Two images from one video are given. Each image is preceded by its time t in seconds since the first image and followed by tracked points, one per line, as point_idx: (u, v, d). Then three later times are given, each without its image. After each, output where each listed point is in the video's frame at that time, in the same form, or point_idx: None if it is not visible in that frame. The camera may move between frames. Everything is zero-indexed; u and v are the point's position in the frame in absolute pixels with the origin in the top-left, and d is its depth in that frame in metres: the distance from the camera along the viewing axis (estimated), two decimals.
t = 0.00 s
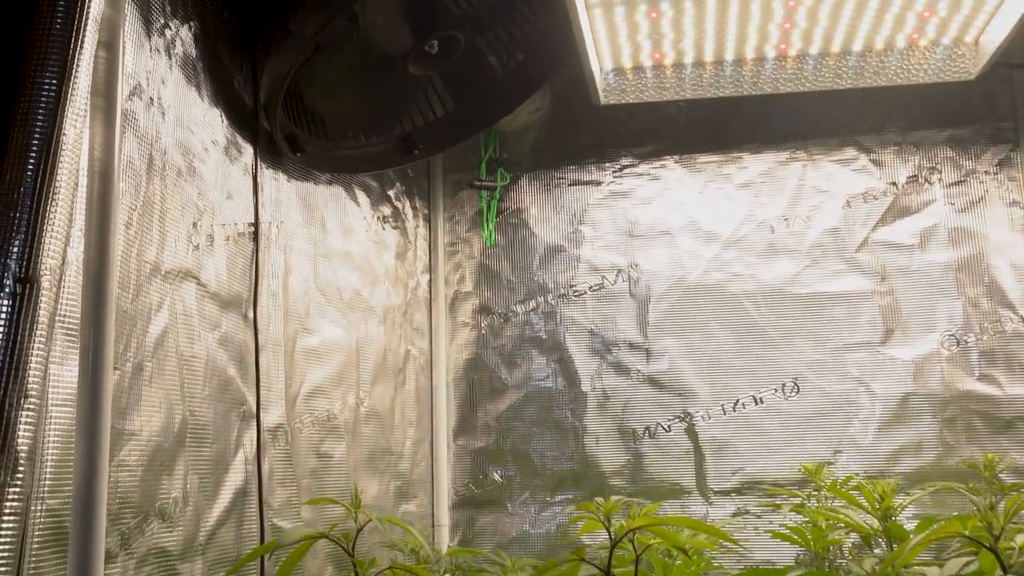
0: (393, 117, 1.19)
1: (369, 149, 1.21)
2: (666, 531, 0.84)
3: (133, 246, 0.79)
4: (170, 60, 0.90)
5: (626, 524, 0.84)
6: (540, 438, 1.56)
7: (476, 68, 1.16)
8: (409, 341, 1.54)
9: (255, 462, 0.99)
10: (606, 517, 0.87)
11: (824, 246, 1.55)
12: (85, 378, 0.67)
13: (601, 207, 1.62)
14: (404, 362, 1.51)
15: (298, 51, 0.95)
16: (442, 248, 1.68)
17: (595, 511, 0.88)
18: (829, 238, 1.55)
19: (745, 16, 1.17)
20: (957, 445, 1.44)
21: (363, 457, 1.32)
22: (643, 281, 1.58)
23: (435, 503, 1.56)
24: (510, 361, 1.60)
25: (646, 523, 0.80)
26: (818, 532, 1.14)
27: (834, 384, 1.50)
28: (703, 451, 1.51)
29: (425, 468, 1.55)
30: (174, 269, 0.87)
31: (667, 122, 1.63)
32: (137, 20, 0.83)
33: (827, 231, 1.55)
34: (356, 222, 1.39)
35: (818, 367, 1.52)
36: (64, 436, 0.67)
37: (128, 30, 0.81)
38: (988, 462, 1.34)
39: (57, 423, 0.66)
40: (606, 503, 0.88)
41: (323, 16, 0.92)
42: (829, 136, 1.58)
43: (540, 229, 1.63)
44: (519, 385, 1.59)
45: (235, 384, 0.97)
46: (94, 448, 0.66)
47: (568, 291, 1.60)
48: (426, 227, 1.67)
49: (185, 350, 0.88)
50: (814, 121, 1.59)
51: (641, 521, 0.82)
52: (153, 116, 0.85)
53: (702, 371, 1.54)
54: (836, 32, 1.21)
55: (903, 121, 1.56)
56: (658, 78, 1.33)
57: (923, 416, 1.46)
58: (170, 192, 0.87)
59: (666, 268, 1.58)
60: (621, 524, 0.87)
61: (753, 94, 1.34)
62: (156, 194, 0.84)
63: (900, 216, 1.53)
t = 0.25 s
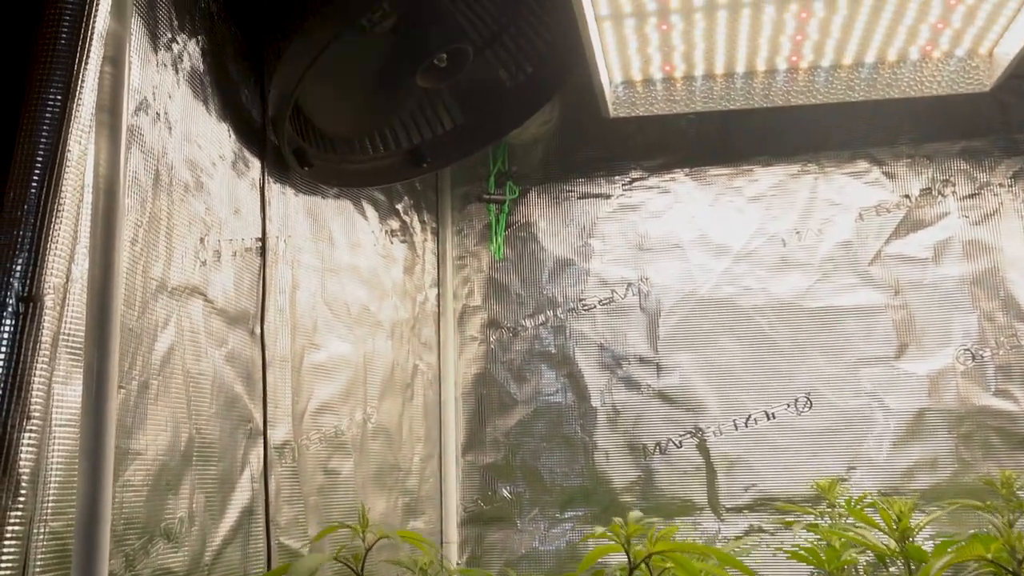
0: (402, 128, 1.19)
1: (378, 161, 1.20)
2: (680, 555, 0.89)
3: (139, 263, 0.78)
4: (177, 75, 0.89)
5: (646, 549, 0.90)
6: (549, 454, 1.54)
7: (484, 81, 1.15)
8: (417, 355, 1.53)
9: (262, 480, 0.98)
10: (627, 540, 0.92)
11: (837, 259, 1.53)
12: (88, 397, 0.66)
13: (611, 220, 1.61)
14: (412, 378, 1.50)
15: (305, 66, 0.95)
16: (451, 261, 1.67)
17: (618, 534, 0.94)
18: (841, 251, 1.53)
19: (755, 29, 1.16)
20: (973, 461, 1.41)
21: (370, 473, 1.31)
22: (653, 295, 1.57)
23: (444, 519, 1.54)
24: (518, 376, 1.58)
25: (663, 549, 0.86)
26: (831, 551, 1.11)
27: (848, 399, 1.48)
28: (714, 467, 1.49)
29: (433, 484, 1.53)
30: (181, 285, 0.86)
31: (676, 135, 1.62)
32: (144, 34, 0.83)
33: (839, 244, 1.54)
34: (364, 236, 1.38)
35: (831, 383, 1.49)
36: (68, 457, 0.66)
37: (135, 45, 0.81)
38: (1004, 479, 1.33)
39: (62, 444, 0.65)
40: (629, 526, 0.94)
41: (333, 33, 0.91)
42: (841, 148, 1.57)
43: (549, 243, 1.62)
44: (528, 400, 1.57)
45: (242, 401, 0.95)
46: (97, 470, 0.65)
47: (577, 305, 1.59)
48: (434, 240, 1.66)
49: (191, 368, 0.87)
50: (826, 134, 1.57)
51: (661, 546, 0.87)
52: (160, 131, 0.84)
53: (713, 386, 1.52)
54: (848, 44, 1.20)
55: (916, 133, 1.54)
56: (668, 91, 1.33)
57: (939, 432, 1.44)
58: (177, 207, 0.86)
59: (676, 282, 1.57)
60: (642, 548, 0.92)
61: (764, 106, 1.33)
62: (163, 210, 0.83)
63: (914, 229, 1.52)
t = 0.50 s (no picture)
0: (409, 141, 1.18)
1: (387, 174, 1.19)
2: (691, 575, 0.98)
3: (145, 279, 0.77)
4: (185, 89, 0.89)
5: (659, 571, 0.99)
6: (558, 470, 1.52)
7: (493, 91, 1.14)
8: (424, 370, 1.52)
9: (266, 498, 0.96)
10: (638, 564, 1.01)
11: (848, 273, 1.51)
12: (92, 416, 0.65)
13: (619, 234, 1.60)
14: (419, 393, 1.48)
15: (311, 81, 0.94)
16: (458, 275, 1.65)
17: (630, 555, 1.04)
18: (853, 265, 1.52)
19: (766, 43, 1.15)
20: (989, 479, 1.39)
21: (377, 490, 1.29)
22: (662, 309, 1.55)
23: (450, 536, 1.52)
24: (526, 391, 1.57)
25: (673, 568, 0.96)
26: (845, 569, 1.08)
27: (860, 415, 1.46)
28: (725, 484, 1.47)
29: (440, 500, 1.52)
30: (187, 301, 0.85)
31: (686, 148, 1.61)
32: (151, 48, 0.82)
33: (851, 258, 1.52)
34: (371, 250, 1.37)
35: (843, 399, 1.47)
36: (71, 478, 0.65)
37: (142, 59, 0.80)
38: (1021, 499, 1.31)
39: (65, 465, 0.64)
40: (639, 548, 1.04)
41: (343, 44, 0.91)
42: (853, 162, 1.55)
43: (557, 256, 1.61)
44: (536, 416, 1.55)
45: (247, 418, 0.94)
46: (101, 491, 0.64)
47: (586, 320, 1.58)
48: (442, 254, 1.65)
49: (197, 385, 0.86)
50: (837, 147, 1.56)
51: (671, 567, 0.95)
52: (167, 145, 0.84)
53: (724, 402, 1.50)
54: (861, 57, 1.18)
55: (928, 147, 1.53)
56: (678, 104, 1.32)
57: (953, 449, 1.41)
58: (184, 222, 0.86)
59: (686, 297, 1.55)
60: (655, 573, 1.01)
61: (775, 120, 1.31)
62: (169, 225, 0.82)
63: (926, 243, 1.50)
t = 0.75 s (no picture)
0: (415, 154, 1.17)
1: (393, 187, 1.18)
2: None
3: (148, 295, 0.76)
4: (189, 102, 0.88)
5: None
6: (565, 485, 1.50)
7: (499, 104, 1.13)
8: (430, 384, 1.50)
9: (271, 516, 0.95)
10: None
11: (859, 286, 1.50)
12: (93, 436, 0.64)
13: (627, 246, 1.58)
14: (425, 407, 1.47)
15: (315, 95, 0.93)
16: (465, 288, 1.64)
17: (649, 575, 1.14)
18: (864, 278, 1.50)
19: (775, 55, 1.14)
20: (1003, 495, 1.37)
21: (383, 506, 1.28)
22: (670, 323, 1.54)
23: (457, 552, 1.50)
24: (533, 406, 1.55)
25: None
26: None
27: (872, 430, 1.44)
28: (735, 500, 1.45)
29: (446, 515, 1.50)
30: (190, 317, 0.84)
31: (694, 160, 1.60)
32: (155, 61, 0.81)
33: (861, 271, 1.50)
34: (377, 263, 1.36)
35: (855, 413, 1.45)
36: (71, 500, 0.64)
37: (145, 73, 0.79)
38: None
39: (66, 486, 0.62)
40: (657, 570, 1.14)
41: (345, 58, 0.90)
42: (862, 174, 1.54)
43: (565, 269, 1.60)
44: (543, 430, 1.54)
45: (252, 435, 0.93)
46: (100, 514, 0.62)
47: (593, 333, 1.56)
48: (448, 267, 1.64)
49: (200, 402, 0.84)
50: (847, 160, 1.54)
51: None
52: (171, 160, 0.83)
53: (733, 416, 1.48)
54: (871, 69, 1.17)
55: (939, 159, 1.51)
56: (687, 116, 1.30)
57: (967, 465, 1.39)
58: (188, 236, 0.85)
59: (694, 310, 1.54)
60: None
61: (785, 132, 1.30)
62: (173, 239, 0.81)
63: (938, 256, 1.48)
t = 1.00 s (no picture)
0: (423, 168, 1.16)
1: (401, 201, 1.18)
2: None
3: (153, 311, 0.75)
4: (196, 116, 0.87)
5: None
6: (575, 500, 1.49)
7: (509, 116, 1.13)
8: (439, 399, 1.49)
9: (278, 533, 0.94)
10: None
11: (872, 299, 1.48)
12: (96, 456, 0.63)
13: (637, 259, 1.57)
14: (433, 422, 1.46)
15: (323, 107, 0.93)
16: (473, 302, 1.63)
17: None
18: (877, 291, 1.48)
19: (787, 66, 1.12)
20: (1021, 512, 1.34)
21: (390, 522, 1.26)
22: (681, 336, 1.52)
23: (465, 569, 1.49)
24: (542, 420, 1.54)
25: None
26: None
27: (887, 445, 1.42)
28: (747, 516, 1.43)
29: (455, 531, 1.48)
30: (196, 333, 0.83)
31: (704, 172, 1.58)
32: (161, 76, 0.81)
33: (874, 284, 1.48)
34: (385, 277, 1.35)
35: (869, 428, 1.43)
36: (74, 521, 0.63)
37: (151, 87, 0.79)
38: None
39: (69, 508, 0.61)
40: None
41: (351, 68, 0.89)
42: (875, 186, 1.52)
43: (574, 282, 1.58)
44: (552, 445, 1.52)
45: (259, 451, 0.92)
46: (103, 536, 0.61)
47: (603, 346, 1.55)
48: (457, 280, 1.63)
49: (206, 419, 0.83)
50: (859, 172, 1.53)
51: None
52: (177, 174, 0.82)
53: (745, 431, 1.46)
54: (884, 80, 1.15)
55: (952, 171, 1.49)
56: (697, 127, 1.28)
57: (984, 481, 1.37)
58: (194, 250, 0.84)
59: (705, 323, 1.52)
60: None
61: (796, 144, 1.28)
62: (178, 255, 0.81)
63: (952, 268, 1.46)
